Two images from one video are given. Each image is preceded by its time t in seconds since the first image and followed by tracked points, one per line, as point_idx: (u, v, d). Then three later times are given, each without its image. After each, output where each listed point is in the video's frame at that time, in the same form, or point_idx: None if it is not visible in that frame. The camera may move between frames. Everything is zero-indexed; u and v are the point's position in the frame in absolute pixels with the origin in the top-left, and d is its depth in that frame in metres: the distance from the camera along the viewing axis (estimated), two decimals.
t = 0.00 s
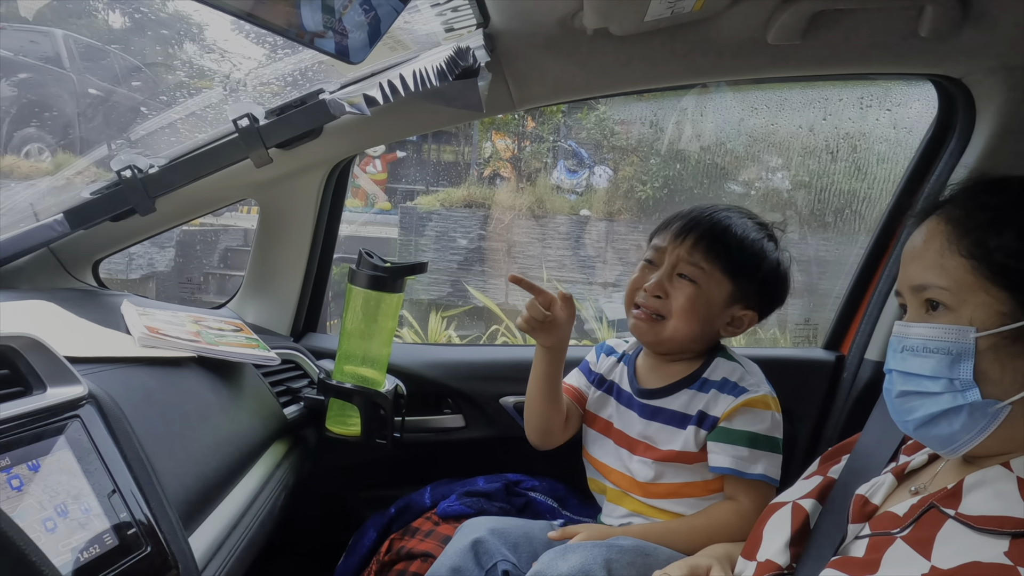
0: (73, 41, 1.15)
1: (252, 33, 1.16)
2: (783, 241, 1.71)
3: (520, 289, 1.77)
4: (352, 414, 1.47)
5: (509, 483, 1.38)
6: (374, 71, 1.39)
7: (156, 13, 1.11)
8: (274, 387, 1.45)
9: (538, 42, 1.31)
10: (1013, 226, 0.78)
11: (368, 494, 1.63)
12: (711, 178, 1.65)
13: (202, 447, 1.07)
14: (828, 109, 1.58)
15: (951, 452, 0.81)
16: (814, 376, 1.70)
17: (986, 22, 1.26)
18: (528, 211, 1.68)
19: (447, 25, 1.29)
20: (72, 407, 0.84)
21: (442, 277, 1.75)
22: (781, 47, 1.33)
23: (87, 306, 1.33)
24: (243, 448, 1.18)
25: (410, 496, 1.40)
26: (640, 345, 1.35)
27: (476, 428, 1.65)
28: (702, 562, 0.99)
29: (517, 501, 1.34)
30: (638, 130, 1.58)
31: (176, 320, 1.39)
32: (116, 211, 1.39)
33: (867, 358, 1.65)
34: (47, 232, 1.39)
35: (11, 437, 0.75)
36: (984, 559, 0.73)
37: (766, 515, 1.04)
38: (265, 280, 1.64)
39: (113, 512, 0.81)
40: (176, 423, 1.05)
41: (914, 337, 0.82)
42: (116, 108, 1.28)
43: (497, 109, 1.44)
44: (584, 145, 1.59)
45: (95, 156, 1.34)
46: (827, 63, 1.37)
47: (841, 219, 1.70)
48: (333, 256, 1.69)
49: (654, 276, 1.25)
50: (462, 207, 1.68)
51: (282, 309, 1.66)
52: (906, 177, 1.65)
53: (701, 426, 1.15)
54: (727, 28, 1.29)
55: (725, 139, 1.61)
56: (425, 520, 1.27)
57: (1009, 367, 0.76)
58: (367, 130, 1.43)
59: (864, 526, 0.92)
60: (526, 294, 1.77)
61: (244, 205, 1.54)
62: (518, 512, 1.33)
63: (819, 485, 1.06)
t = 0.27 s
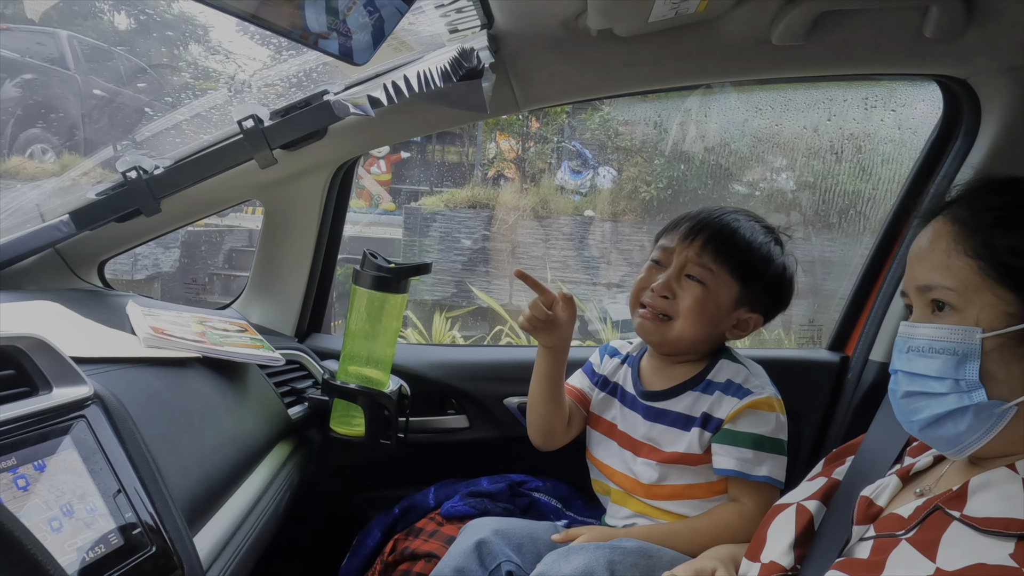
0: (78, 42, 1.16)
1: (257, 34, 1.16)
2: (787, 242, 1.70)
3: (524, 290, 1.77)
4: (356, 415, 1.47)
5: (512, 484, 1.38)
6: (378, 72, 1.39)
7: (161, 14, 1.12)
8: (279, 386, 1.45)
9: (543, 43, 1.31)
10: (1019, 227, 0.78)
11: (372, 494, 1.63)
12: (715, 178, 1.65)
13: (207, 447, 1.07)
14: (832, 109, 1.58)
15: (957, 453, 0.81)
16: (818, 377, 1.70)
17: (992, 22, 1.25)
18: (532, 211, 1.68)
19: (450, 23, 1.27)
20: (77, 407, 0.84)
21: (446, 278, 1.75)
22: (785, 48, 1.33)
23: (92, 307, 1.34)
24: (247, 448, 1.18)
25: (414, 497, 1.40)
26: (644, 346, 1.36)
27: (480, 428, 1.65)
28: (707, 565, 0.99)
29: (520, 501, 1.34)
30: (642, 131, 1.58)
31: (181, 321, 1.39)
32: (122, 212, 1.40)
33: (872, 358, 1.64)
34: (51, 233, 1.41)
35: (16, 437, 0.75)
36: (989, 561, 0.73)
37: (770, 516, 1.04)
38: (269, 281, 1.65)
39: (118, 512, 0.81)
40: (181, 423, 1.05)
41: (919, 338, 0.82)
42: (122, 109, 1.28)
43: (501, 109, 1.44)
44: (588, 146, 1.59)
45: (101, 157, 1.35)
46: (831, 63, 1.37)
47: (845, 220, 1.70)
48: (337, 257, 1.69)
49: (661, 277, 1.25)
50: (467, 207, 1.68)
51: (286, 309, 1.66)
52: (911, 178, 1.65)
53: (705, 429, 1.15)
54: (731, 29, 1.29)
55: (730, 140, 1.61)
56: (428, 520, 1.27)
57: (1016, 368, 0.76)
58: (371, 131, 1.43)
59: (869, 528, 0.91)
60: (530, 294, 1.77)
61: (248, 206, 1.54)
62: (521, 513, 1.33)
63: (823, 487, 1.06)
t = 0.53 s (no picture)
0: (82, 43, 1.15)
1: (262, 36, 1.16)
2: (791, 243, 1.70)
3: (529, 291, 1.77)
4: (360, 415, 1.47)
5: (516, 484, 1.38)
6: (383, 72, 1.40)
7: (167, 16, 1.12)
8: (283, 387, 1.46)
9: (547, 44, 1.31)
10: None
11: (376, 494, 1.63)
12: (720, 179, 1.65)
13: (212, 447, 1.08)
14: (837, 110, 1.57)
15: (961, 454, 0.81)
16: (822, 378, 1.70)
17: (997, 23, 1.25)
18: (536, 212, 1.68)
19: (456, 27, 1.30)
20: (83, 408, 0.85)
21: (451, 278, 1.75)
22: (790, 49, 1.33)
23: (98, 307, 1.34)
24: (251, 448, 1.19)
25: (418, 498, 1.40)
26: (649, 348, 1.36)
27: (483, 429, 1.65)
28: (710, 566, 0.99)
29: (524, 502, 1.34)
30: (646, 131, 1.58)
31: (186, 321, 1.39)
32: (127, 213, 1.41)
33: (876, 360, 1.64)
34: (58, 234, 1.40)
35: (22, 437, 0.76)
36: (993, 562, 0.73)
37: (774, 517, 1.04)
38: (274, 282, 1.65)
39: (123, 512, 0.81)
40: (186, 423, 1.06)
41: (924, 339, 0.82)
42: (128, 111, 1.29)
43: (505, 110, 1.44)
44: (593, 146, 1.59)
45: (106, 158, 1.35)
46: (835, 64, 1.37)
47: (850, 220, 1.70)
48: (342, 257, 1.70)
49: (668, 280, 1.25)
50: (471, 208, 1.68)
51: (291, 310, 1.67)
52: (916, 179, 1.65)
53: (712, 429, 1.15)
54: (736, 30, 1.29)
55: (734, 140, 1.61)
56: (432, 521, 1.28)
57: (1021, 369, 0.76)
58: (375, 133, 1.44)
59: (873, 530, 0.91)
60: (534, 295, 1.77)
61: (253, 206, 1.54)
62: (525, 513, 1.33)
63: (827, 488, 1.06)
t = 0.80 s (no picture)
0: (85, 43, 1.15)
1: (266, 37, 1.17)
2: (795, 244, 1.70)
3: (532, 291, 1.77)
4: (364, 415, 1.47)
5: (519, 484, 1.38)
6: (388, 73, 1.40)
7: (171, 17, 1.12)
8: (287, 388, 1.46)
9: (551, 45, 1.31)
10: None
11: (379, 495, 1.63)
12: (723, 180, 1.64)
13: (215, 447, 1.08)
14: (841, 110, 1.57)
15: (965, 455, 0.81)
16: (826, 379, 1.70)
17: (1002, 23, 1.25)
18: (540, 212, 1.68)
19: (459, 28, 1.30)
20: (88, 408, 0.85)
21: (454, 279, 1.75)
22: (795, 49, 1.32)
23: (103, 308, 1.35)
24: (255, 449, 1.19)
25: (421, 498, 1.40)
26: (653, 349, 1.36)
27: (487, 430, 1.65)
28: (713, 567, 0.99)
29: (527, 502, 1.34)
30: (650, 132, 1.58)
31: (190, 322, 1.40)
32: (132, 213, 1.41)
33: (880, 361, 1.63)
34: (63, 234, 1.42)
35: (28, 437, 0.76)
36: (997, 562, 0.73)
37: (778, 518, 1.04)
38: (278, 283, 1.65)
39: (127, 511, 0.82)
40: (189, 423, 1.06)
41: (928, 340, 0.81)
42: (133, 111, 1.29)
43: (509, 111, 1.44)
44: (597, 147, 1.59)
45: (111, 159, 1.35)
46: (840, 64, 1.36)
47: (854, 221, 1.69)
48: (345, 258, 1.70)
49: (675, 279, 1.25)
50: (475, 209, 1.68)
51: (295, 311, 1.67)
52: (920, 180, 1.64)
53: (717, 431, 1.15)
54: (740, 30, 1.29)
55: (738, 141, 1.61)
56: (436, 521, 1.28)
57: None
58: (379, 134, 1.44)
59: (876, 530, 0.91)
60: (537, 295, 1.77)
61: (257, 207, 1.55)
62: (528, 514, 1.33)
63: (831, 488, 1.06)
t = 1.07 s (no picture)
0: (88, 43, 1.15)
1: (270, 36, 1.17)
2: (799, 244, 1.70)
3: (535, 291, 1.77)
4: (367, 415, 1.47)
5: (523, 484, 1.38)
6: (391, 73, 1.40)
7: (176, 17, 1.12)
8: (291, 387, 1.46)
9: (554, 45, 1.31)
10: None
11: (383, 494, 1.63)
12: (727, 180, 1.64)
13: (220, 446, 1.08)
14: (845, 110, 1.57)
15: (970, 455, 0.80)
16: (830, 379, 1.69)
17: (1007, 22, 1.24)
18: (543, 212, 1.68)
19: (463, 26, 1.29)
20: (92, 407, 0.85)
21: (458, 279, 1.75)
22: (799, 49, 1.32)
23: (107, 307, 1.35)
24: (259, 448, 1.19)
25: (425, 497, 1.40)
26: (659, 350, 1.36)
27: (490, 430, 1.65)
28: (716, 565, 0.99)
29: (530, 502, 1.34)
30: (654, 132, 1.58)
31: (194, 321, 1.40)
32: (136, 213, 1.41)
33: (885, 361, 1.63)
34: (67, 234, 1.42)
35: (33, 436, 0.76)
36: (1002, 562, 0.72)
37: (782, 517, 1.03)
38: (282, 282, 1.66)
39: (132, 510, 0.82)
40: (194, 422, 1.06)
41: (933, 340, 0.81)
42: (137, 111, 1.29)
43: (513, 111, 1.44)
44: (600, 147, 1.59)
45: (115, 159, 1.35)
46: (845, 64, 1.36)
47: (858, 221, 1.69)
48: (349, 258, 1.70)
49: (685, 283, 1.24)
50: (478, 209, 1.69)
51: (299, 310, 1.67)
52: (925, 180, 1.64)
53: (724, 431, 1.15)
54: (743, 30, 1.28)
55: (742, 141, 1.61)
56: (439, 521, 1.28)
57: None
58: (383, 133, 1.44)
59: (881, 529, 0.91)
60: (541, 295, 1.77)
61: (261, 206, 1.55)
62: (532, 514, 1.33)
63: (835, 488, 1.05)
